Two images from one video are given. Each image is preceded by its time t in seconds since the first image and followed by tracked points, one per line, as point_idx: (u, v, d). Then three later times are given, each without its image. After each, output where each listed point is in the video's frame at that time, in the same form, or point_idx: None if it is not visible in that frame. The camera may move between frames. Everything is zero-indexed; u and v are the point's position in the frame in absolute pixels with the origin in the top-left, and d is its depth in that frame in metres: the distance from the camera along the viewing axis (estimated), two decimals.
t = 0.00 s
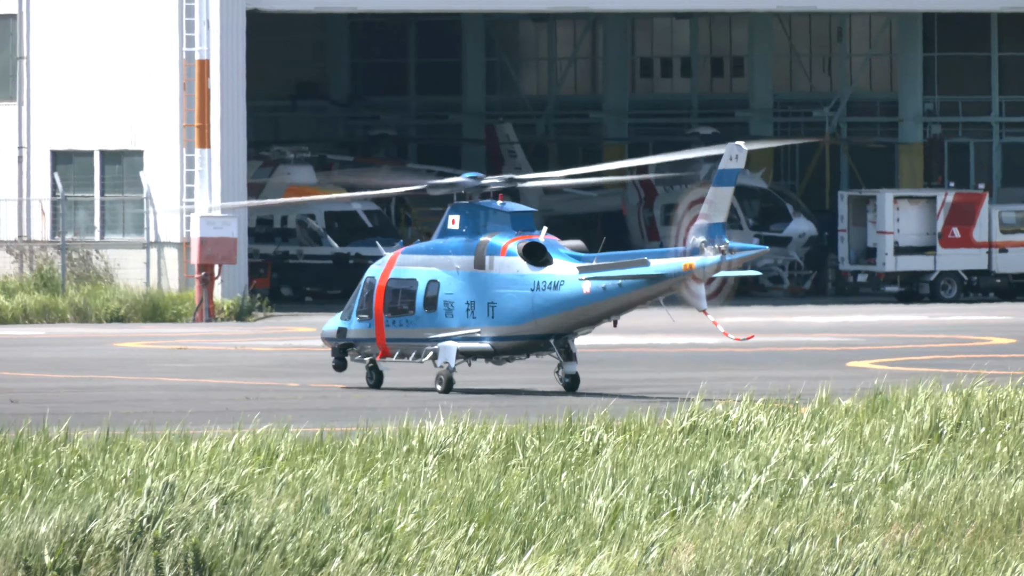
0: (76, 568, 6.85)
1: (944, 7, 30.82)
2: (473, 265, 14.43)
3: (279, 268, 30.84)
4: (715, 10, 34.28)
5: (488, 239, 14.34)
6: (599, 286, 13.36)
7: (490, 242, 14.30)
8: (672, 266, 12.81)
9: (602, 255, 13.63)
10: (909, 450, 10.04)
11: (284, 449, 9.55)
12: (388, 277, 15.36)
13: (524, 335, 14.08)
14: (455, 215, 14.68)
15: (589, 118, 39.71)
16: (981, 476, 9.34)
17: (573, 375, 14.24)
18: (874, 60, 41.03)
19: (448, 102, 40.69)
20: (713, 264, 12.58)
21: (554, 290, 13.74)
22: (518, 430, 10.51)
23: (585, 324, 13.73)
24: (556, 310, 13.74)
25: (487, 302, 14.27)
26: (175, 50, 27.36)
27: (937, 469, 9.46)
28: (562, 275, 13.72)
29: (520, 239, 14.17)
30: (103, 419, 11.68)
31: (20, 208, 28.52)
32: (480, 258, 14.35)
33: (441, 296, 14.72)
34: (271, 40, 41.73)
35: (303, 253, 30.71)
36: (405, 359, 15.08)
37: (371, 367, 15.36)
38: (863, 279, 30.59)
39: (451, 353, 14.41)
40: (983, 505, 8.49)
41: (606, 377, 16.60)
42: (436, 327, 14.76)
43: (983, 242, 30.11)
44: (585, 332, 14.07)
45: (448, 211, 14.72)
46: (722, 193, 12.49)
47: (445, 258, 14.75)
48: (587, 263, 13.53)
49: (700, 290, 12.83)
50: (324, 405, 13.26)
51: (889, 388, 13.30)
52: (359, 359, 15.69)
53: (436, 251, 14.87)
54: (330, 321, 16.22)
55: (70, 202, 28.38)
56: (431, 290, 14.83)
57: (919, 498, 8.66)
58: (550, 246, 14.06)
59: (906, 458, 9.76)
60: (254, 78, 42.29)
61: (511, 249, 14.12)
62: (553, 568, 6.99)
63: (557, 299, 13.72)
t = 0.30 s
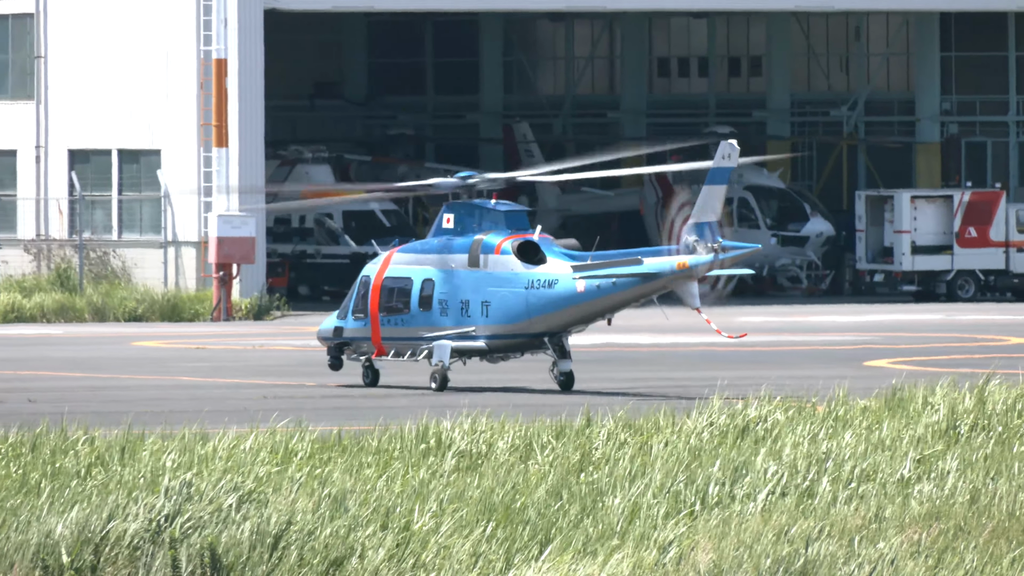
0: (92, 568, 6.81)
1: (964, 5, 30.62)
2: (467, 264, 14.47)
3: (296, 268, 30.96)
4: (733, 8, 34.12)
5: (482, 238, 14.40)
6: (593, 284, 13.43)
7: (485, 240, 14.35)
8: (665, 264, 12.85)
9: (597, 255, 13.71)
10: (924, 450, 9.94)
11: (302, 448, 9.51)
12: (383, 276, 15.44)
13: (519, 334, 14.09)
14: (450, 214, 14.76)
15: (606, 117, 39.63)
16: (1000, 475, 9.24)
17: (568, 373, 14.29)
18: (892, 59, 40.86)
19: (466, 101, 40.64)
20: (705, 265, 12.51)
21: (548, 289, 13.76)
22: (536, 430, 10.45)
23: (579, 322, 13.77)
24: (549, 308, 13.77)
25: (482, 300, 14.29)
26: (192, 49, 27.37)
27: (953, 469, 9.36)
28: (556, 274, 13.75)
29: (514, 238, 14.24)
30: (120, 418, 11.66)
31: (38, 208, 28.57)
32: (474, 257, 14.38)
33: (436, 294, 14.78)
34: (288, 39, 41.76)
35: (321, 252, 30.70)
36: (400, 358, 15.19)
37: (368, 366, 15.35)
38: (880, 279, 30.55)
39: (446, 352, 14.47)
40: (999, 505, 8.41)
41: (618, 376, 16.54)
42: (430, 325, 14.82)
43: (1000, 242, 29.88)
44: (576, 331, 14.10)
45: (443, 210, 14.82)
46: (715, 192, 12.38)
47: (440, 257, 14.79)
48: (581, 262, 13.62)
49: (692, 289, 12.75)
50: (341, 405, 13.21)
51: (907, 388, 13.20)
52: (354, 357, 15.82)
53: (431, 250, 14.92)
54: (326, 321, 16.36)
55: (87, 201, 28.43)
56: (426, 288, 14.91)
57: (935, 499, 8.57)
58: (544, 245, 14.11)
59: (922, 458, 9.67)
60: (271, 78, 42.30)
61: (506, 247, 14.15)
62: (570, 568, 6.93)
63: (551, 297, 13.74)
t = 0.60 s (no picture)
0: (110, 568, 6.78)
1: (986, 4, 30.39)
2: (462, 263, 14.49)
3: (315, 267, 31.13)
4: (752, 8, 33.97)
5: (477, 238, 14.40)
6: (587, 284, 13.40)
7: (480, 239, 14.37)
8: (659, 264, 12.81)
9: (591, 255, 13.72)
10: (942, 449, 9.84)
11: (321, 448, 9.48)
12: (379, 274, 15.53)
13: (513, 333, 14.09)
14: (445, 214, 14.80)
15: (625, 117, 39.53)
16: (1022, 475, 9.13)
17: (562, 372, 14.19)
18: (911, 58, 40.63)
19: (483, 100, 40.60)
20: (699, 265, 12.50)
21: (542, 288, 13.77)
22: (554, 429, 10.39)
23: (574, 322, 13.75)
24: (544, 308, 13.78)
25: (477, 300, 14.31)
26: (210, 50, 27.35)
27: (972, 469, 9.25)
28: (550, 273, 13.75)
29: (508, 238, 14.20)
30: (136, 418, 11.65)
31: (56, 207, 28.62)
32: (469, 256, 14.40)
33: (431, 293, 14.85)
34: (306, 39, 41.81)
35: (340, 251, 30.78)
36: (396, 356, 15.21)
37: (364, 363, 15.32)
38: (899, 278, 30.45)
39: (441, 350, 14.42)
40: (1021, 505, 8.31)
41: (631, 375, 16.47)
42: (425, 323, 14.89)
43: (1019, 241, 29.69)
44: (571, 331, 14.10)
45: (437, 209, 14.85)
46: (710, 192, 12.38)
47: (436, 256, 14.83)
48: (575, 261, 13.61)
49: (685, 288, 12.73)
50: (359, 404, 13.18)
51: (927, 387, 13.07)
52: (350, 356, 15.86)
53: (426, 248, 14.93)
54: (323, 319, 16.39)
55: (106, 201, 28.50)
56: (421, 286, 14.97)
57: (953, 499, 8.47)
58: (538, 245, 14.11)
59: (939, 457, 9.56)
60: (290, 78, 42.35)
61: (501, 246, 14.15)
62: (587, 567, 6.89)
63: (546, 297, 13.75)
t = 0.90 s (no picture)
0: (126, 568, 6.75)
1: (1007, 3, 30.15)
2: (456, 262, 14.50)
3: (332, 268, 31.08)
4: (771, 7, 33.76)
5: (471, 238, 14.43)
6: (580, 284, 13.35)
7: (473, 239, 14.39)
8: (651, 264, 12.69)
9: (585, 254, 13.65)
10: (961, 450, 9.74)
11: (338, 448, 9.44)
12: (373, 274, 15.47)
13: (507, 333, 14.08)
14: (439, 214, 14.78)
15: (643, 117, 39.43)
16: None
17: (556, 372, 14.35)
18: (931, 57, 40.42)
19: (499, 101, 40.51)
20: (693, 264, 12.47)
21: (536, 288, 13.74)
22: (572, 430, 10.32)
23: (567, 321, 13.71)
24: (537, 308, 13.75)
25: (470, 299, 14.31)
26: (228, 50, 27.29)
27: (991, 470, 9.14)
28: (544, 273, 13.72)
29: (502, 238, 14.26)
30: (150, 418, 11.64)
31: (73, 207, 28.71)
32: (463, 255, 14.41)
33: (425, 293, 14.82)
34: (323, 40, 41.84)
35: (356, 252, 30.75)
36: (390, 356, 15.12)
37: (357, 364, 15.29)
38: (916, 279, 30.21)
39: (435, 350, 14.46)
40: None
41: (643, 376, 16.41)
42: (419, 323, 14.85)
43: None
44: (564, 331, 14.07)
45: (432, 209, 14.83)
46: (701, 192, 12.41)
47: (430, 256, 14.81)
48: (568, 261, 13.58)
49: (678, 290, 12.63)
50: (376, 405, 13.16)
51: (944, 388, 12.96)
52: (343, 355, 15.74)
53: (419, 248, 14.95)
54: (317, 318, 16.28)
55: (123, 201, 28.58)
56: (415, 286, 14.93)
57: (971, 500, 8.38)
58: (531, 245, 14.15)
59: (959, 458, 9.46)
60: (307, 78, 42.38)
61: (494, 246, 14.22)
62: (604, 568, 6.84)
63: (539, 296, 13.71)
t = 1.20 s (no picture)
0: (144, 569, 6.70)
1: None
2: (447, 262, 14.51)
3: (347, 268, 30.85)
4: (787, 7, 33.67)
5: (462, 238, 14.42)
6: (570, 284, 13.40)
7: (465, 239, 14.37)
8: (641, 264, 12.77)
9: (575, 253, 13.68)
10: (976, 450, 9.67)
11: (354, 449, 9.41)
12: (365, 274, 15.52)
13: (498, 332, 14.10)
14: (432, 214, 14.72)
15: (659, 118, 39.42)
16: None
17: (548, 372, 14.28)
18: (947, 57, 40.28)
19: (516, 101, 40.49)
20: (680, 263, 12.52)
21: (527, 288, 13.77)
22: (588, 430, 10.30)
23: (558, 321, 13.75)
24: (528, 308, 13.78)
25: (462, 299, 14.33)
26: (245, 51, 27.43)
27: (1008, 472, 9.06)
28: (534, 273, 13.75)
29: (493, 238, 14.22)
30: (165, 418, 11.67)
31: (89, 208, 28.77)
32: (454, 255, 14.43)
33: (417, 292, 14.84)
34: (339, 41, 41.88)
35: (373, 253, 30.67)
36: (382, 355, 15.18)
37: (350, 364, 15.40)
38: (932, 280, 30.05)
39: (426, 349, 14.54)
40: None
41: (655, 376, 16.41)
42: (411, 323, 14.87)
43: None
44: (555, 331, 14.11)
45: (425, 208, 14.76)
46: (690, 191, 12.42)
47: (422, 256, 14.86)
48: (558, 261, 13.61)
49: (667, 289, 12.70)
50: (392, 405, 13.17)
51: (959, 388, 12.89)
52: (337, 355, 15.89)
53: (411, 248, 14.95)
54: (310, 317, 16.37)
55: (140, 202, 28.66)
56: (407, 286, 14.95)
57: (986, 500, 8.32)
58: (522, 244, 14.13)
59: (974, 459, 9.39)
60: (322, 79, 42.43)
61: (485, 246, 14.16)
62: (621, 568, 6.81)
63: (530, 296, 13.75)
